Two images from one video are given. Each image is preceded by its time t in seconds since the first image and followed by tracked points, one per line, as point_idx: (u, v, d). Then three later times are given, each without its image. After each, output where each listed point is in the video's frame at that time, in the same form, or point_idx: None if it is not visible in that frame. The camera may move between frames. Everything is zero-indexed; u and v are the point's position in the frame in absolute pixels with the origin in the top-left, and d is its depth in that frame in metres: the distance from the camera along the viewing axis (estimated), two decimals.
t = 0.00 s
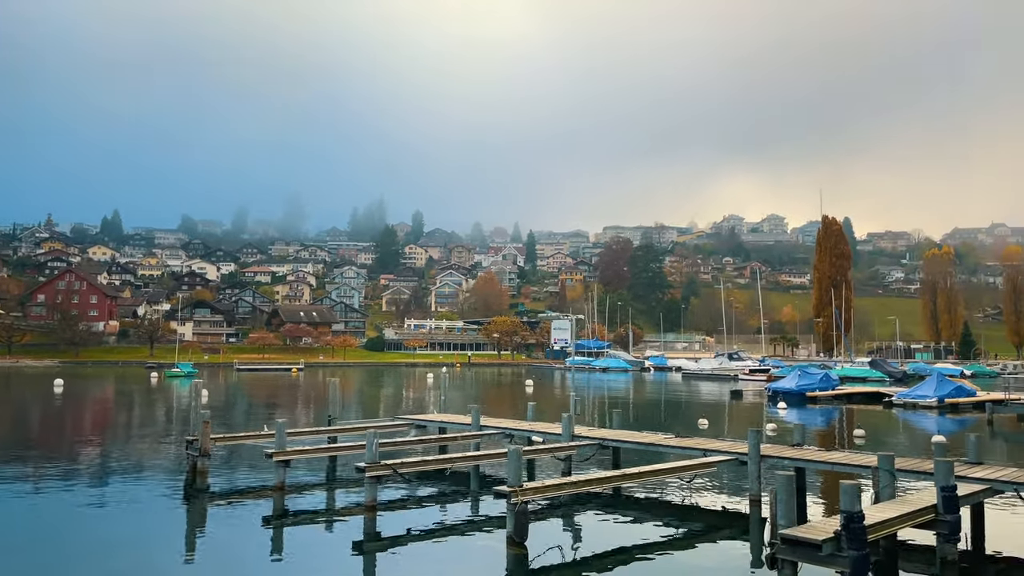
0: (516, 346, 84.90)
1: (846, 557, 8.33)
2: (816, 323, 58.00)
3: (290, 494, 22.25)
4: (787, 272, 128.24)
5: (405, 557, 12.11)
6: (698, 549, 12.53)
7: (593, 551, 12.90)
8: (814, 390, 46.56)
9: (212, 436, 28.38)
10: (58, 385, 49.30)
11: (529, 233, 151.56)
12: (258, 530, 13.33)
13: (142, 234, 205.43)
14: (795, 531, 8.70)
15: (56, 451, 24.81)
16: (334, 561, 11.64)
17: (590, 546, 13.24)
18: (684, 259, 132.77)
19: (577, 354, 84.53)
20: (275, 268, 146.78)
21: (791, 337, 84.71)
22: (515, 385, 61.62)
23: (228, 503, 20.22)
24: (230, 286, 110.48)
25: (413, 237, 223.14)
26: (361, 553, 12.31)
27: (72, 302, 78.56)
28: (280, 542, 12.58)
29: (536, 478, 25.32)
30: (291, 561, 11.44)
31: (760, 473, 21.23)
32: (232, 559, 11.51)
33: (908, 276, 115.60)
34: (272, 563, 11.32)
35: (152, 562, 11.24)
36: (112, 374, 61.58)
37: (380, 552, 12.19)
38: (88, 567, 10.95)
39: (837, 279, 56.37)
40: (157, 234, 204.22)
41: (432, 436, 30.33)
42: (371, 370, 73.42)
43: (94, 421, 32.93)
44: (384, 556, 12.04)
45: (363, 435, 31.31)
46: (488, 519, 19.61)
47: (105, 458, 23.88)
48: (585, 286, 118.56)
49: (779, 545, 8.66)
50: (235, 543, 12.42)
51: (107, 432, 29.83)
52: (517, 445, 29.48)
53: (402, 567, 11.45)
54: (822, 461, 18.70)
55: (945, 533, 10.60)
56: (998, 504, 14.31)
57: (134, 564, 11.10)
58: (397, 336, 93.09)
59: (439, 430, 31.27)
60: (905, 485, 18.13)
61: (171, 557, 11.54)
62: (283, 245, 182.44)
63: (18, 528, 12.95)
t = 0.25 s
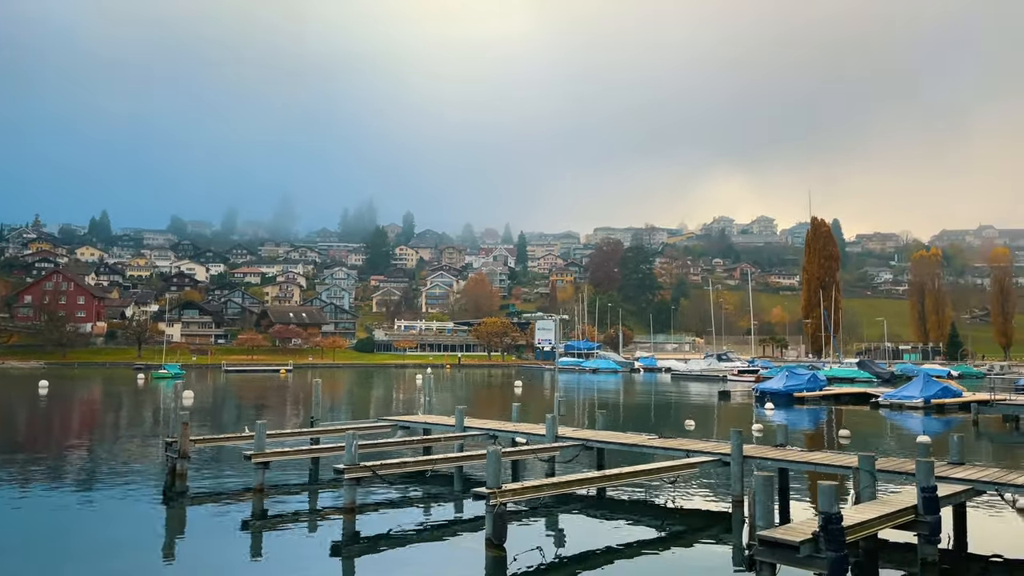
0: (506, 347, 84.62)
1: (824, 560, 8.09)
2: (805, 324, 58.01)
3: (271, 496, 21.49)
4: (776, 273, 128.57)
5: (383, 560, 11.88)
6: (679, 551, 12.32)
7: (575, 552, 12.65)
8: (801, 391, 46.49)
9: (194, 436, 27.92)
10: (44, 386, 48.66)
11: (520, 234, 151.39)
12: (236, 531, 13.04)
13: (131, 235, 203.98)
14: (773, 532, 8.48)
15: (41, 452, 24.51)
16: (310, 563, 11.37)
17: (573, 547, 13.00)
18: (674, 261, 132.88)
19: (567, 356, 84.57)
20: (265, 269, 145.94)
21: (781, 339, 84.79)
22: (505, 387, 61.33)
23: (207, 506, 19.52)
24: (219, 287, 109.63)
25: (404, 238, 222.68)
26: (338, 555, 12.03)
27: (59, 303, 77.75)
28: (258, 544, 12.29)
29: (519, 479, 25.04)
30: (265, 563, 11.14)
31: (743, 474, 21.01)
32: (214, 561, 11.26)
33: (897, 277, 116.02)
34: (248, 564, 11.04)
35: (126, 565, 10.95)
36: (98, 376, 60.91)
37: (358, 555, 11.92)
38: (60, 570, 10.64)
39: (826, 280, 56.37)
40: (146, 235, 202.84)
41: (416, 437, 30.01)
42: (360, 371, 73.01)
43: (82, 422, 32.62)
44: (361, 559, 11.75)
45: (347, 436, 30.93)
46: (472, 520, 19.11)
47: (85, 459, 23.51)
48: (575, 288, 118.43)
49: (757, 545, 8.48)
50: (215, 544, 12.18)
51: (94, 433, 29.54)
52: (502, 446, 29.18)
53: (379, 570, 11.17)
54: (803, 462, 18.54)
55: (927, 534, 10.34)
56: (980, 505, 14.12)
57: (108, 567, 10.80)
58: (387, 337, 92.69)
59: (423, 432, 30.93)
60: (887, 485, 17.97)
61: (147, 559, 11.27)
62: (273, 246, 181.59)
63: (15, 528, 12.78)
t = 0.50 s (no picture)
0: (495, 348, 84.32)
1: (799, 565, 7.90)
2: (793, 324, 57.98)
3: (251, 500, 20.80)
4: (765, 274, 128.99)
5: (361, 566, 11.54)
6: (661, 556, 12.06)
7: (557, 556, 12.34)
8: (789, 392, 46.44)
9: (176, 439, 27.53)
10: (27, 388, 47.90)
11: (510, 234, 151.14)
12: (215, 536, 12.84)
13: (118, 236, 202.25)
14: (749, 537, 8.31)
15: (21, 456, 24.12)
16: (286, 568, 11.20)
17: (554, 550, 12.69)
18: (664, 261, 132.99)
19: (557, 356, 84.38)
20: (253, 269, 145.01)
21: (769, 339, 84.94)
22: (493, 388, 61.08)
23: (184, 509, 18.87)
24: (207, 288, 108.65)
25: (394, 238, 221.97)
26: (317, 560, 11.82)
27: (45, 304, 76.86)
28: (237, 549, 12.10)
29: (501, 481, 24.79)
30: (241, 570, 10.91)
31: (724, 476, 20.84)
32: (193, 565, 11.13)
33: (884, 278, 116.50)
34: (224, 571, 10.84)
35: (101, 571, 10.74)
36: (83, 376, 60.20)
37: (339, 559, 11.76)
38: None
39: (814, 281, 56.38)
40: (134, 235, 201.16)
41: (399, 440, 29.70)
42: (349, 372, 72.58)
43: (68, 424, 32.23)
44: (340, 563, 11.56)
45: (328, 438, 30.58)
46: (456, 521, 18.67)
47: (63, 462, 23.09)
48: (565, 288, 118.30)
49: (734, 549, 8.31)
50: (194, 549, 12.02)
51: (80, 434, 29.19)
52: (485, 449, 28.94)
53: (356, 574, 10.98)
54: (785, 464, 18.37)
55: (905, 537, 10.13)
56: (960, 504, 13.94)
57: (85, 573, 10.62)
58: (376, 338, 92.27)
59: (406, 434, 30.64)
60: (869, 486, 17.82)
61: (127, 565, 11.08)
62: (262, 246, 180.60)
63: (17, 528, 12.93)
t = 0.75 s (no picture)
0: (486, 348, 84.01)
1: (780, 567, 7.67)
2: (783, 324, 57.95)
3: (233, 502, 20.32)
4: (755, 274, 129.35)
5: (342, 569, 11.28)
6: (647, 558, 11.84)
7: (540, 558, 12.08)
8: (777, 391, 46.39)
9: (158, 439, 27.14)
10: (12, 389, 47.25)
11: (502, 234, 150.93)
12: (194, 539, 12.53)
13: (107, 235, 200.64)
14: (730, 539, 8.10)
15: None
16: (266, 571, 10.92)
17: (538, 552, 12.42)
18: (655, 262, 133.09)
19: (547, 357, 84.20)
20: (243, 269, 144.12)
21: (759, 339, 85.04)
22: (483, 388, 60.84)
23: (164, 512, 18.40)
24: (196, 288, 107.76)
25: (385, 238, 221.30)
26: (297, 564, 11.54)
27: (32, 304, 76.01)
28: (217, 552, 11.82)
29: (485, 482, 24.59)
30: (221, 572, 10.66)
31: (710, 476, 20.67)
32: (171, 563, 11.14)
33: (873, 278, 116.95)
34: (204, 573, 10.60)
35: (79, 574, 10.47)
36: (69, 377, 59.50)
37: (319, 562, 11.47)
38: None
39: (804, 281, 56.32)
40: (122, 235, 199.62)
41: (384, 441, 29.41)
42: (339, 373, 72.15)
43: (56, 425, 31.80)
44: (320, 566, 11.28)
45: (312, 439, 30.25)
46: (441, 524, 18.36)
47: (43, 462, 22.70)
48: (556, 288, 118.13)
49: (714, 551, 8.10)
50: (173, 547, 11.97)
51: (67, 435, 28.79)
52: (470, 449, 28.71)
53: None
54: (770, 464, 18.21)
55: (888, 538, 9.93)
56: (944, 504, 13.77)
57: None
58: (366, 339, 91.81)
59: (391, 435, 30.35)
60: (854, 486, 17.66)
61: (105, 567, 10.81)
62: (252, 246, 179.52)
63: None
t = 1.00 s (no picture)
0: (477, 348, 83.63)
1: (759, 567, 7.43)
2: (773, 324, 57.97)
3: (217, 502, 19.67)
4: (746, 274, 129.54)
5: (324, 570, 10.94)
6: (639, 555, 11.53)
7: (527, 559, 11.70)
8: (766, 391, 46.28)
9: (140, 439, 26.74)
10: None
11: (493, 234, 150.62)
12: (173, 541, 12.19)
13: (97, 234, 199.08)
14: (708, 540, 7.89)
15: None
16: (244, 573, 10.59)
17: (524, 553, 12.07)
18: (646, 262, 133.08)
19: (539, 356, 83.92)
20: (234, 269, 143.24)
21: (750, 339, 85.04)
22: (474, 387, 60.46)
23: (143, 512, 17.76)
24: (187, 287, 106.92)
25: (377, 238, 220.54)
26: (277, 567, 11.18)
27: (20, 303, 75.14)
28: (197, 554, 11.45)
29: (470, 482, 24.32)
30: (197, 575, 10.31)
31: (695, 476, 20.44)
32: (150, 561, 11.03)
33: (864, 279, 117.27)
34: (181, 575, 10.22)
35: None
36: (57, 377, 58.82)
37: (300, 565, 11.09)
38: None
39: (793, 280, 56.42)
40: (112, 234, 198.11)
41: (369, 441, 29.09)
42: (330, 373, 71.68)
43: (48, 425, 31.41)
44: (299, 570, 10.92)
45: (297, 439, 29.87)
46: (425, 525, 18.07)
47: (23, 462, 22.25)
48: (548, 288, 117.86)
49: (694, 553, 7.90)
50: (150, 548, 11.72)
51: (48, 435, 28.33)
52: (456, 449, 28.43)
53: None
54: (753, 464, 18.06)
55: (870, 538, 9.72)
56: (929, 502, 13.60)
57: None
58: (357, 339, 91.31)
59: (376, 435, 30.02)
60: (838, 485, 17.52)
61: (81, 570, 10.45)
62: (243, 246, 178.51)
63: None
